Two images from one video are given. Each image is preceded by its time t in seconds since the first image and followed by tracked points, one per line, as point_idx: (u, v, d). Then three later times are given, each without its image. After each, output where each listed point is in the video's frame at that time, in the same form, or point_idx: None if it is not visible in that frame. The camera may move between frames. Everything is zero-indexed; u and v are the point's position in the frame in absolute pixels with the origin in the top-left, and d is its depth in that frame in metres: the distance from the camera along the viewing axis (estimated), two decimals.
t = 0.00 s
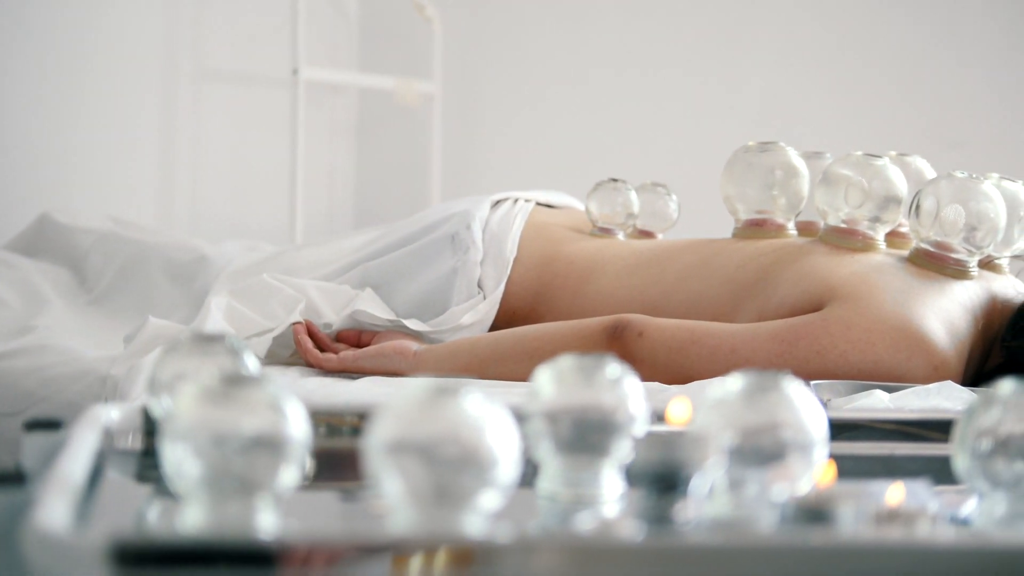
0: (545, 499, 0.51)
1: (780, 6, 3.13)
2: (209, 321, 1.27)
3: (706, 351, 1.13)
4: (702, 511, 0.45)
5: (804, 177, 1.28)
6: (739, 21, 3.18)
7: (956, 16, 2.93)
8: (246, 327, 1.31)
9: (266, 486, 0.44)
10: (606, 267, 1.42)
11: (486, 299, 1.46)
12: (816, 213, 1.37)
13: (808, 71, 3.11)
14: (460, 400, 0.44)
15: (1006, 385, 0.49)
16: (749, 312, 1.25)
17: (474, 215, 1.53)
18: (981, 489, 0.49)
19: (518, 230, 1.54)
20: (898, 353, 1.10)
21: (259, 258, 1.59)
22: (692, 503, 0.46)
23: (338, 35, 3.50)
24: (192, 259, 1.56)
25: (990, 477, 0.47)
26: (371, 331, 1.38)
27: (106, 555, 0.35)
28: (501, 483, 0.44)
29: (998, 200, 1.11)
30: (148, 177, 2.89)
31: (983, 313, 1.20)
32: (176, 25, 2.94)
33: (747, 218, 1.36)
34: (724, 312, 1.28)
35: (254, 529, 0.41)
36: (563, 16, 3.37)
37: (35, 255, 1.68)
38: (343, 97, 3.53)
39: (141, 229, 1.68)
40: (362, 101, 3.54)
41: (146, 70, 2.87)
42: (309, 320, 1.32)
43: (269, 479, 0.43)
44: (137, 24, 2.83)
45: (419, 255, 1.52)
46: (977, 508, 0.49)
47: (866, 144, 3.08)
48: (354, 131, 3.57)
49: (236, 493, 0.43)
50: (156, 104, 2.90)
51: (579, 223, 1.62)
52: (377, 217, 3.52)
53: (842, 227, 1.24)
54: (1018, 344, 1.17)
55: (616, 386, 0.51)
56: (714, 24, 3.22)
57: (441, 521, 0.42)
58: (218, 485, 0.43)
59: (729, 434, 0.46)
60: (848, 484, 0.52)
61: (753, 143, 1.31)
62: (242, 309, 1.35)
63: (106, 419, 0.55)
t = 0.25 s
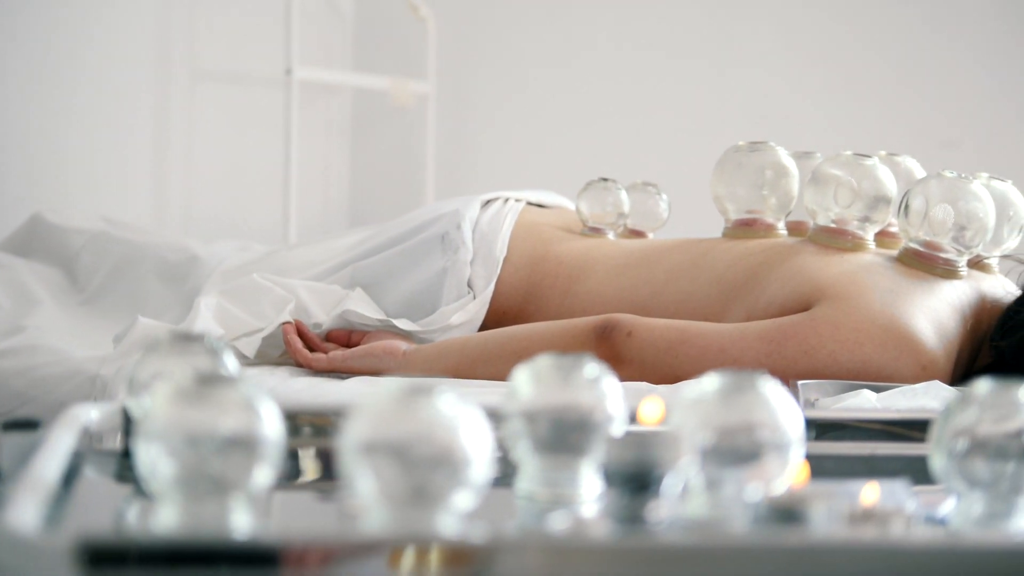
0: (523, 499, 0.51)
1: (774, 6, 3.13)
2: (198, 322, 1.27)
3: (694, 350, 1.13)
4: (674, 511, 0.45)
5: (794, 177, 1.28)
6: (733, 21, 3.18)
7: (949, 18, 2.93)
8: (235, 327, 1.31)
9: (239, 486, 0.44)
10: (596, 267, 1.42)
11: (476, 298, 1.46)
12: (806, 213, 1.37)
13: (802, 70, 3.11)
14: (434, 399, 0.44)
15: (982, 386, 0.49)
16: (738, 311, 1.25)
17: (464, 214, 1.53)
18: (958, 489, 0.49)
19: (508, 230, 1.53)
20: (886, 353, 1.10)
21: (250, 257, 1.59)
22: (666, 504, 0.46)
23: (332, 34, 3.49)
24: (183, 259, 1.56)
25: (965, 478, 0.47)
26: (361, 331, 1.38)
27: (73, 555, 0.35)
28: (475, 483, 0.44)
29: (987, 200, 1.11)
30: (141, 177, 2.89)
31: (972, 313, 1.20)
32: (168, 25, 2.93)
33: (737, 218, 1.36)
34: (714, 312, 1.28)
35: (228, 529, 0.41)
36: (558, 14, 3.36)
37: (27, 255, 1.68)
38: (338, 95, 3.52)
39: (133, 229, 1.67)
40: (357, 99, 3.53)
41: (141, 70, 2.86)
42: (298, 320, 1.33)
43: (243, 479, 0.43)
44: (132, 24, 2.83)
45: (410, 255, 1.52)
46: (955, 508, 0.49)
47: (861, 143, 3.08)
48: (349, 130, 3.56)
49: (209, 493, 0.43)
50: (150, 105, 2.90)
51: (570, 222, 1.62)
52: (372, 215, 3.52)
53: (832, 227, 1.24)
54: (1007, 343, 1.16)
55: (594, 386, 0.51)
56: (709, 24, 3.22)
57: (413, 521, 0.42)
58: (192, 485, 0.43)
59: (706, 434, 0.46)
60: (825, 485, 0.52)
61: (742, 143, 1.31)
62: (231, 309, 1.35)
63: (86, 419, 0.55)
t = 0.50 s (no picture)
0: (503, 499, 0.51)
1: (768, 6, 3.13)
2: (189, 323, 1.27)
3: (684, 351, 1.13)
4: (652, 511, 0.45)
5: (784, 177, 1.28)
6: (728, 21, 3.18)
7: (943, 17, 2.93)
8: (225, 328, 1.31)
9: (215, 485, 0.44)
10: (586, 267, 1.42)
11: (466, 298, 1.46)
12: (796, 213, 1.37)
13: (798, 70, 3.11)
14: (411, 399, 0.44)
15: (960, 386, 0.49)
16: (728, 312, 1.25)
17: (454, 214, 1.53)
18: (936, 489, 0.49)
19: (498, 229, 1.53)
20: (875, 353, 1.10)
21: (242, 258, 1.59)
22: (640, 504, 0.46)
23: (325, 36, 3.49)
24: (175, 259, 1.56)
25: (945, 478, 0.47)
26: (351, 332, 1.39)
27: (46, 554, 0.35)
28: (452, 482, 0.44)
29: (977, 200, 1.12)
30: (133, 178, 2.89)
31: (962, 313, 1.20)
32: (161, 27, 2.93)
33: (728, 218, 1.36)
34: (704, 312, 1.28)
35: (201, 530, 0.41)
36: (553, 15, 3.36)
37: (19, 256, 1.68)
38: (332, 97, 3.52)
39: (125, 229, 1.68)
40: (350, 100, 3.53)
41: (135, 70, 2.86)
42: (288, 321, 1.33)
43: (219, 479, 0.43)
44: (126, 24, 2.83)
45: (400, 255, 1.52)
46: (933, 508, 0.49)
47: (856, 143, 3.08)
48: (343, 132, 3.56)
49: (185, 492, 0.43)
50: (144, 105, 2.90)
51: (561, 222, 1.62)
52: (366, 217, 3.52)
53: (822, 227, 1.25)
54: (996, 344, 1.18)
55: (575, 386, 0.51)
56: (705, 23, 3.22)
57: (388, 520, 0.42)
58: (169, 485, 0.43)
59: (684, 434, 0.46)
60: (803, 485, 0.52)
61: (733, 143, 1.32)
62: (222, 309, 1.35)
63: (66, 419, 0.55)
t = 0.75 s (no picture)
0: (481, 499, 0.50)
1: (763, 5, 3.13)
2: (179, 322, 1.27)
3: (673, 350, 1.13)
4: (627, 510, 0.45)
5: (773, 176, 1.28)
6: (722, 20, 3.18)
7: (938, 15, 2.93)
8: (214, 327, 1.31)
9: (189, 485, 0.44)
10: (577, 265, 1.42)
11: (457, 297, 1.46)
12: (786, 212, 1.37)
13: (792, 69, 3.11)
14: (385, 399, 0.44)
15: (936, 385, 0.49)
16: (718, 311, 1.25)
17: (444, 213, 1.53)
18: (914, 488, 0.48)
19: (489, 228, 1.53)
20: (864, 352, 1.10)
21: (233, 257, 1.59)
22: (614, 504, 0.46)
23: (320, 35, 3.48)
24: (166, 259, 1.56)
25: (922, 477, 0.47)
26: (341, 331, 1.39)
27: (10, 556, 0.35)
28: (425, 481, 0.44)
29: (966, 199, 1.12)
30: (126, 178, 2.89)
31: (951, 312, 1.20)
32: (154, 27, 2.93)
33: (718, 217, 1.36)
34: (693, 311, 1.28)
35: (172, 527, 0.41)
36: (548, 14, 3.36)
37: (12, 255, 1.68)
38: (327, 96, 3.52)
39: (117, 228, 1.67)
40: (346, 100, 3.53)
41: (126, 68, 2.86)
42: (278, 320, 1.33)
43: (194, 479, 0.43)
44: (118, 21, 2.83)
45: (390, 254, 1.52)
46: (910, 507, 0.48)
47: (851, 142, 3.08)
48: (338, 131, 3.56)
49: (160, 492, 0.43)
50: (135, 102, 2.90)
51: (551, 220, 1.62)
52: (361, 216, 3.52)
53: (812, 226, 1.25)
54: (985, 342, 1.19)
55: (553, 385, 0.51)
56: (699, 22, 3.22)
57: (361, 519, 0.42)
58: (143, 484, 0.43)
59: (660, 433, 0.46)
60: (778, 483, 0.51)
61: (722, 141, 1.32)
62: (211, 309, 1.35)
63: (45, 420, 0.56)
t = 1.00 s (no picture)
0: (460, 499, 0.48)
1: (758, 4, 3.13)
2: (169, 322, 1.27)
3: (662, 349, 1.14)
4: (604, 510, 0.44)
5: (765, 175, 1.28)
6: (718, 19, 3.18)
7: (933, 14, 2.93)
8: (205, 327, 1.32)
9: (166, 485, 0.43)
10: (568, 264, 1.42)
11: (448, 296, 1.46)
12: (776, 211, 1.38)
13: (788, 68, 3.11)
14: (363, 400, 0.44)
15: (916, 386, 0.49)
16: (708, 311, 1.25)
17: (435, 213, 1.53)
18: (893, 488, 0.48)
19: (480, 227, 1.53)
20: (854, 352, 1.10)
21: (224, 257, 1.59)
22: (588, 503, 0.46)
23: (314, 34, 3.48)
24: (158, 259, 1.56)
25: (902, 476, 0.47)
26: (332, 330, 1.39)
27: None
28: (401, 481, 0.44)
29: (955, 198, 1.14)
30: (121, 177, 2.89)
31: (940, 311, 1.20)
32: (149, 26, 2.93)
33: (709, 216, 1.36)
34: (684, 310, 1.28)
35: (150, 527, 0.40)
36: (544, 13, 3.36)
37: (4, 254, 1.68)
38: (322, 96, 3.52)
39: (109, 228, 1.67)
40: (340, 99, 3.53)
41: (121, 69, 2.85)
42: (269, 320, 1.33)
43: (170, 478, 0.43)
44: (112, 22, 2.80)
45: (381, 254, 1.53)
46: (891, 507, 0.48)
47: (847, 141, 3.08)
48: (332, 131, 3.56)
49: (136, 492, 0.43)
50: (129, 106, 2.88)
51: (542, 219, 1.62)
52: (356, 215, 3.52)
53: (802, 226, 1.25)
54: (974, 343, 1.21)
55: (534, 385, 0.51)
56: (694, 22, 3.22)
57: (335, 519, 0.41)
58: (120, 484, 0.43)
59: (640, 432, 0.46)
60: (757, 483, 0.51)
61: (713, 141, 1.32)
62: (202, 308, 1.35)
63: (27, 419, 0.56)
